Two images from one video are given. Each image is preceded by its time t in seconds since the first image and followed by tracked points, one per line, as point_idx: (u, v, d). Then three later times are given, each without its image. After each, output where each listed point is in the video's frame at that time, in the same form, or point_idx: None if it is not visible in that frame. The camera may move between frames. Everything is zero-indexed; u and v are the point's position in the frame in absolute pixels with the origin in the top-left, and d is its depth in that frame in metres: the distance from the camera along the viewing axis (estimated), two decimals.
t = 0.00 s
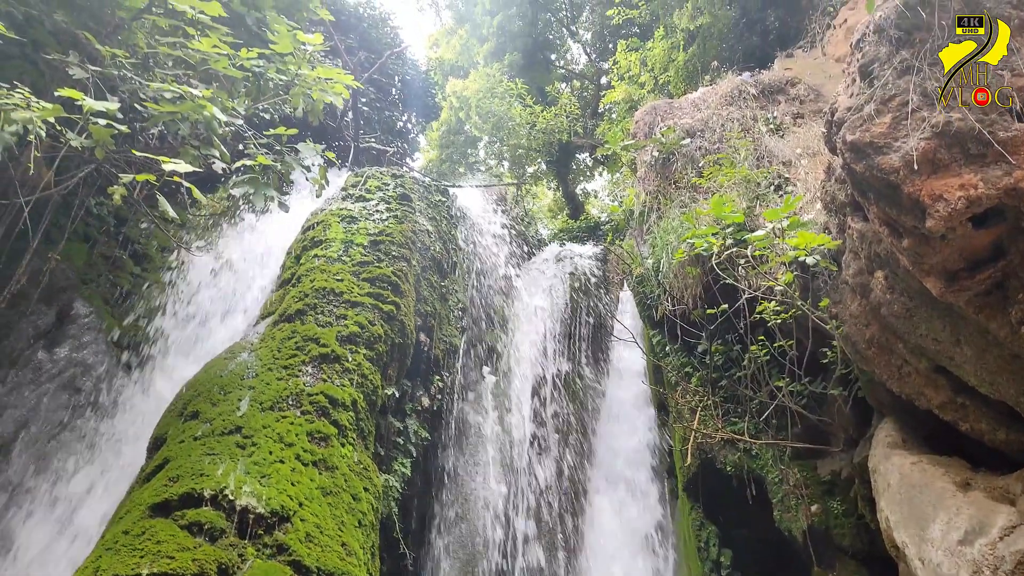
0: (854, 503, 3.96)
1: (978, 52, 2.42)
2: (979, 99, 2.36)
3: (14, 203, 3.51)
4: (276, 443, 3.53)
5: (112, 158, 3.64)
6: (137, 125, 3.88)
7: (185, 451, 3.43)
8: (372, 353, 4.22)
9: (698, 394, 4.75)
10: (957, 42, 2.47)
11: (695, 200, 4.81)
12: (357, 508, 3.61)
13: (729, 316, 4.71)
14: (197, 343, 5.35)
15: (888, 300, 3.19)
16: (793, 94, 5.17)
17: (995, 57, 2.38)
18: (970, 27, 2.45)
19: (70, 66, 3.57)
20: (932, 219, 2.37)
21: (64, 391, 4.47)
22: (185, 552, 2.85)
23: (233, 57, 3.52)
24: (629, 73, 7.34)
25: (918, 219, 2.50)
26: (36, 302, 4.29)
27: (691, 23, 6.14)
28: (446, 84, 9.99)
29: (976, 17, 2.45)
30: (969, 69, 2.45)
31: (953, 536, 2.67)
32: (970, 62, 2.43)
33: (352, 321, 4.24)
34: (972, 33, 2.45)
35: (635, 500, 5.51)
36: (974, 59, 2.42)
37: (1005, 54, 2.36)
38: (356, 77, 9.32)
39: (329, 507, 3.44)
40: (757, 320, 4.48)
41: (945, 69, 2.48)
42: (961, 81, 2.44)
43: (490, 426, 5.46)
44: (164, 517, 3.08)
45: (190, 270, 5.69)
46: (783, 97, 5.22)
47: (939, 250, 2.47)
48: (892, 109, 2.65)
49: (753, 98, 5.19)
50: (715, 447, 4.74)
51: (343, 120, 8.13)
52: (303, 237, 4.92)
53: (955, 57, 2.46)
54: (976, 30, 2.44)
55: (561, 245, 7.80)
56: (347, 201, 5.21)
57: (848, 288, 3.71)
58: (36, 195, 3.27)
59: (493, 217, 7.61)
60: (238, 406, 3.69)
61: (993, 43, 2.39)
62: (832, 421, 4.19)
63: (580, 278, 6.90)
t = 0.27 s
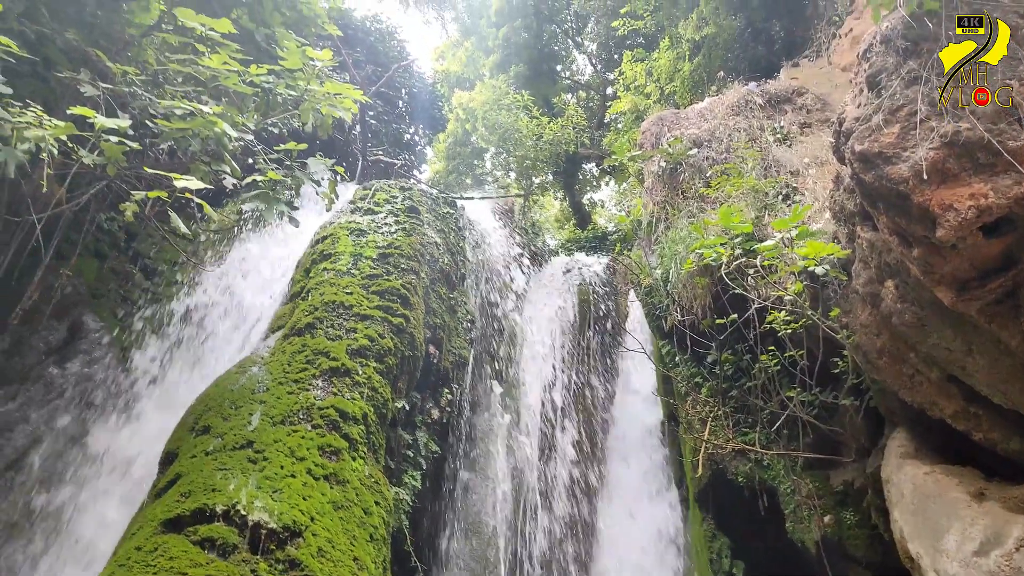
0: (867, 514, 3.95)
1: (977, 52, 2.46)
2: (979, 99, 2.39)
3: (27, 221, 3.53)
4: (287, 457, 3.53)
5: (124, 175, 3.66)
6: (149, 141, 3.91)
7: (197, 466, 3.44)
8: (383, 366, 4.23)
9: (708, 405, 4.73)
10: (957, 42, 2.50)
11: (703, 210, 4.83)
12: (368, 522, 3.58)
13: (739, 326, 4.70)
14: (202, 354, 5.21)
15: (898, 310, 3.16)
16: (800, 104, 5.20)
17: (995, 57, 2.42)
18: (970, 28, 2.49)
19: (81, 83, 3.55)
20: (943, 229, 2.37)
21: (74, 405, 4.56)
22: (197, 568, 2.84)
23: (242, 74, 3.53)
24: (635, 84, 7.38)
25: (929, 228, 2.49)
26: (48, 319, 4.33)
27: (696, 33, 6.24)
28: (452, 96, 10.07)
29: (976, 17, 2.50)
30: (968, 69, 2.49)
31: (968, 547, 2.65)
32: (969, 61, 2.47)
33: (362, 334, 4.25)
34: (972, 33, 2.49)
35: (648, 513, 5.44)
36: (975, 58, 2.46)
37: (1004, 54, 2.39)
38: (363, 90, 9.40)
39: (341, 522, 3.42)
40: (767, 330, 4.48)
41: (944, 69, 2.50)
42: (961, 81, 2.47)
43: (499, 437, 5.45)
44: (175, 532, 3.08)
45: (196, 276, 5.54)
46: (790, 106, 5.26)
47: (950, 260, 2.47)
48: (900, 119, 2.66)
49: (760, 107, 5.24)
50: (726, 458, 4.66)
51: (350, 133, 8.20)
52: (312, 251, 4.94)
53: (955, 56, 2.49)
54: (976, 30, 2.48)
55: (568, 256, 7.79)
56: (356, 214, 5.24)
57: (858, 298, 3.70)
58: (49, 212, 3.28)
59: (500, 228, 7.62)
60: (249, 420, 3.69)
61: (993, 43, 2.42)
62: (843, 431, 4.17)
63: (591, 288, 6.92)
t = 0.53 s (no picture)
0: (881, 524, 3.94)
1: (978, 52, 2.52)
2: (979, 100, 2.46)
3: (46, 239, 3.60)
4: (301, 470, 3.56)
5: (140, 193, 3.71)
6: (162, 158, 3.96)
7: (213, 479, 3.47)
8: (394, 378, 4.25)
9: (719, 414, 4.71)
10: (958, 42, 2.57)
11: (711, 219, 4.83)
12: (381, 535, 3.58)
13: (750, 335, 4.67)
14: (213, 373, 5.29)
15: (910, 317, 3.16)
16: (808, 111, 5.21)
17: (995, 57, 2.47)
18: (970, 28, 2.56)
19: (98, 103, 3.60)
20: (955, 237, 2.36)
21: (91, 420, 4.64)
22: None
23: (255, 92, 3.59)
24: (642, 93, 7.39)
25: (941, 236, 2.48)
26: (65, 334, 4.36)
27: (702, 42, 6.28)
28: (458, 108, 10.16)
29: (976, 17, 2.55)
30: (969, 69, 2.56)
31: (985, 558, 2.64)
32: (969, 62, 2.53)
33: (373, 347, 4.29)
34: (973, 33, 2.55)
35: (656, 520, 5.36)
36: (974, 59, 2.52)
37: (1004, 53, 2.44)
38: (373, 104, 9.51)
39: (353, 535, 3.42)
40: (778, 339, 4.46)
41: (944, 70, 2.58)
42: (961, 81, 2.54)
43: (511, 447, 5.46)
44: (192, 546, 3.11)
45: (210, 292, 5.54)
46: (798, 114, 5.28)
47: (962, 267, 2.47)
48: (911, 126, 2.67)
49: (768, 115, 5.28)
50: (738, 468, 4.61)
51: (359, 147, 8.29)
52: (323, 264, 4.99)
53: (955, 57, 2.56)
54: (976, 30, 2.54)
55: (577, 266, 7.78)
56: (366, 228, 5.30)
57: (870, 306, 3.69)
58: (69, 231, 3.35)
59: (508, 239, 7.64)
60: (263, 434, 3.72)
61: (993, 43, 2.48)
62: (857, 440, 4.15)
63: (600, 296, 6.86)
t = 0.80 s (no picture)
0: (897, 532, 3.90)
1: (978, 52, 2.59)
2: (979, 99, 2.52)
3: (64, 255, 3.66)
4: (314, 482, 3.58)
5: (155, 209, 3.77)
6: (176, 174, 4.02)
7: (228, 491, 3.51)
8: (405, 389, 4.27)
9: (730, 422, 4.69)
10: (958, 42, 2.64)
11: (720, 227, 4.83)
12: (395, 546, 3.58)
13: (760, 343, 4.67)
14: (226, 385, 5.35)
15: (923, 325, 3.14)
16: (816, 117, 5.21)
17: (995, 57, 2.55)
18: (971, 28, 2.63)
19: (113, 121, 3.66)
20: (968, 244, 2.35)
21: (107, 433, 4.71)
22: None
23: (267, 108, 3.63)
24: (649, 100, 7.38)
25: (954, 243, 2.47)
26: (83, 347, 4.37)
27: (708, 49, 6.31)
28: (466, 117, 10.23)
29: (976, 17, 2.61)
30: (969, 68, 2.63)
31: (1004, 569, 2.60)
32: (969, 62, 2.60)
33: (384, 358, 4.31)
34: (973, 33, 2.62)
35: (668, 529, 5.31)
36: (975, 59, 2.59)
37: (1004, 54, 2.53)
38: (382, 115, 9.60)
39: (367, 546, 3.42)
40: (789, 347, 4.43)
41: (944, 69, 2.65)
42: (962, 81, 2.61)
43: (521, 456, 5.46)
44: (208, 559, 3.14)
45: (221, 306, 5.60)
46: (807, 119, 5.29)
47: (975, 275, 2.45)
48: (921, 133, 2.67)
49: (776, 121, 5.29)
50: (750, 476, 4.59)
51: (369, 158, 8.36)
52: (334, 275, 5.03)
53: (956, 56, 2.63)
54: (976, 30, 2.61)
55: (585, 274, 7.79)
56: (376, 239, 5.34)
57: (882, 313, 3.67)
58: (85, 247, 3.40)
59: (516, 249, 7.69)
60: (277, 446, 3.75)
61: (993, 43, 2.56)
62: (871, 448, 4.11)
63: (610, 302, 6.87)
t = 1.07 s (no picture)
0: (912, 540, 3.86)
1: (978, 52, 2.59)
2: (979, 100, 2.55)
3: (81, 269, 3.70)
4: (328, 493, 3.59)
5: (169, 222, 3.82)
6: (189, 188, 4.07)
7: (243, 502, 3.53)
8: (416, 399, 4.29)
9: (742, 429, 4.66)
10: (958, 42, 2.65)
11: (729, 233, 4.82)
12: (408, 557, 3.58)
13: (772, 349, 4.66)
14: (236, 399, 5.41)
15: (936, 331, 3.13)
16: (825, 122, 5.21)
17: (995, 57, 2.55)
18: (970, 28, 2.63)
19: (128, 137, 3.71)
20: (981, 249, 2.35)
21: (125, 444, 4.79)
22: None
23: (279, 122, 3.67)
24: (655, 107, 7.36)
25: (967, 248, 2.47)
26: (99, 359, 4.42)
27: (715, 55, 6.30)
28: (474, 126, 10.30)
29: (976, 17, 2.62)
30: (969, 69, 2.65)
31: None
32: (969, 61, 2.62)
33: (395, 368, 4.34)
34: (973, 32, 2.61)
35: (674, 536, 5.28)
36: (975, 59, 2.60)
37: (1004, 54, 2.53)
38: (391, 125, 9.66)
39: (381, 557, 3.43)
40: (800, 353, 4.41)
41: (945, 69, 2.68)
42: (961, 81, 2.64)
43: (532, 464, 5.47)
44: (224, 570, 3.15)
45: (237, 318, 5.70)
46: (815, 125, 5.29)
47: (989, 280, 2.43)
48: (931, 140, 2.66)
49: (785, 127, 5.30)
50: (763, 484, 4.57)
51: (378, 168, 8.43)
52: (345, 286, 5.06)
53: (956, 56, 2.65)
54: (976, 30, 2.62)
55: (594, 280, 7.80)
56: (386, 249, 5.38)
57: (894, 319, 3.65)
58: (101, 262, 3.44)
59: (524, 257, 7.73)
60: (291, 457, 3.77)
61: (993, 43, 2.56)
62: (885, 454, 4.08)
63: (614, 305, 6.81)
